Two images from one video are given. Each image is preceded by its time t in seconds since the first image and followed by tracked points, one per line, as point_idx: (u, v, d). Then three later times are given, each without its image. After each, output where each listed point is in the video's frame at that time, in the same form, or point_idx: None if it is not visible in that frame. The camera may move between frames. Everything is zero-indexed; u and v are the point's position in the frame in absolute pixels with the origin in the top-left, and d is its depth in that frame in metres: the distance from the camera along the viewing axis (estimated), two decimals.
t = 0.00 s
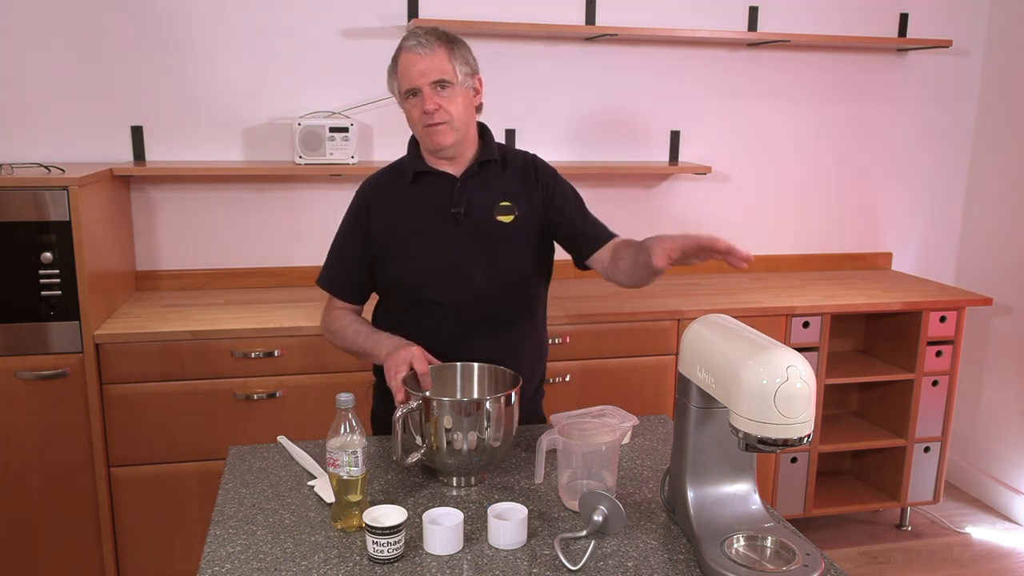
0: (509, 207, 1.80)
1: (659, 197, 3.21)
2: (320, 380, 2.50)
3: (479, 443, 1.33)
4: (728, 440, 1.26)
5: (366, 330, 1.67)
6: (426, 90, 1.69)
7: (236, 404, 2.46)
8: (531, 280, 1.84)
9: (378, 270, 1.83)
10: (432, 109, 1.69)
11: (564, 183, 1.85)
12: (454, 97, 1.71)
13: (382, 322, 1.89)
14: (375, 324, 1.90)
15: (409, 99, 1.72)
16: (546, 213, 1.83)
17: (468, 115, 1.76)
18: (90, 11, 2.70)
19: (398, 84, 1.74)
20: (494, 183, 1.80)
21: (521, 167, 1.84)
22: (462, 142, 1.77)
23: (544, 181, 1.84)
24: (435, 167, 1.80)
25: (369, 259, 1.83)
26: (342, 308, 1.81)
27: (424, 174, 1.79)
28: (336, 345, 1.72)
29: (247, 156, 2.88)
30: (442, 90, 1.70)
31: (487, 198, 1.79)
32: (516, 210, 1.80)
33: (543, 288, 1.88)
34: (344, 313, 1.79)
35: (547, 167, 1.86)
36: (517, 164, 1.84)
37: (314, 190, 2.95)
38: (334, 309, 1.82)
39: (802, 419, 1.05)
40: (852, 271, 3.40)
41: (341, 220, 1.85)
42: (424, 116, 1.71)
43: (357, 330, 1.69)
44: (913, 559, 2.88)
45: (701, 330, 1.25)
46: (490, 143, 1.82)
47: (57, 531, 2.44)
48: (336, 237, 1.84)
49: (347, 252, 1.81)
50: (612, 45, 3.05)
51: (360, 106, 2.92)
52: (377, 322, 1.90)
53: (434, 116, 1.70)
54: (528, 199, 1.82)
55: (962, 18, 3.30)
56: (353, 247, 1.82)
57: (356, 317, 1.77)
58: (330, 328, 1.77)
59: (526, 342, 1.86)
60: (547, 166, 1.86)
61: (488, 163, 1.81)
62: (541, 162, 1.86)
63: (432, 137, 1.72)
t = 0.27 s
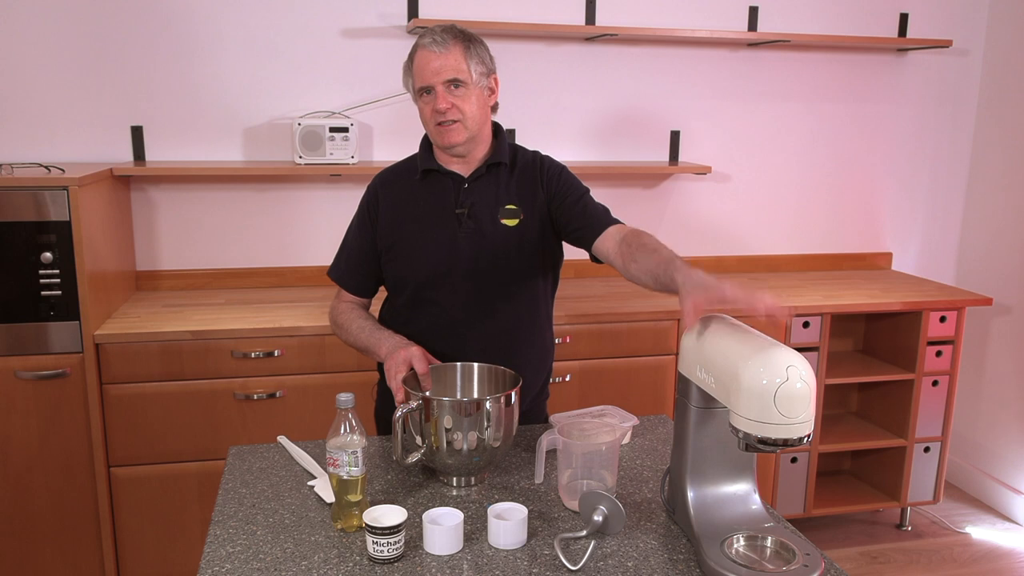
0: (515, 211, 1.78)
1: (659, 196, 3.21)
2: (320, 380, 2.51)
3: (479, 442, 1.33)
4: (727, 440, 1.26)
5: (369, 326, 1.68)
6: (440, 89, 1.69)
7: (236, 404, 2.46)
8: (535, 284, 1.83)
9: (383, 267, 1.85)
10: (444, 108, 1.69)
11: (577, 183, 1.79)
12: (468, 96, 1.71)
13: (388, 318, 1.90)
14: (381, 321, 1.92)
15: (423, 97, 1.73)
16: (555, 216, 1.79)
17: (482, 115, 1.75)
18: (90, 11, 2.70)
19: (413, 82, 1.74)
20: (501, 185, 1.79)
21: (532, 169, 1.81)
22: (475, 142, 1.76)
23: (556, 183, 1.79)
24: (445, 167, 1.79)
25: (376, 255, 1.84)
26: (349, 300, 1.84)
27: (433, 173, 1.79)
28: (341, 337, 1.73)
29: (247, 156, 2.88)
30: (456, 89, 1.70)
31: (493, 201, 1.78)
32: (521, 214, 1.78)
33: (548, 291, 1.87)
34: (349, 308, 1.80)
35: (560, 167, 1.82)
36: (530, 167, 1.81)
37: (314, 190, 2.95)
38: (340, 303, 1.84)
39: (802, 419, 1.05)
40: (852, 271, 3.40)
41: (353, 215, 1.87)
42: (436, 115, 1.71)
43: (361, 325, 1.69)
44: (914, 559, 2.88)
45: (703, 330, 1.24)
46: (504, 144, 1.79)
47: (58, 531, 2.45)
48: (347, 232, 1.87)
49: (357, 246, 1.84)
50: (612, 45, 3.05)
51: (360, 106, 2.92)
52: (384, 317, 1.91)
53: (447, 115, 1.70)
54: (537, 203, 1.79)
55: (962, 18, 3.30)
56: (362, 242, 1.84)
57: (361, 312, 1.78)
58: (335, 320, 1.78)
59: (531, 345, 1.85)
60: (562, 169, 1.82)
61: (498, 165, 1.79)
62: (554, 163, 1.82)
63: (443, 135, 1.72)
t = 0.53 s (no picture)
0: (514, 207, 1.77)
1: (659, 197, 3.22)
2: (320, 380, 2.50)
3: (479, 442, 1.33)
4: (728, 440, 1.26)
5: (372, 327, 1.68)
6: (445, 90, 1.70)
7: (236, 404, 2.46)
8: (536, 279, 1.83)
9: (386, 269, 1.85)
10: (449, 109, 1.69)
11: (576, 177, 1.79)
12: (473, 97, 1.71)
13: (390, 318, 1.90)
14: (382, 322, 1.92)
15: (428, 97, 1.73)
16: (553, 210, 1.79)
17: (486, 116, 1.75)
18: (90, 11, 2.70)
19: (418, 81, 1.74)
20: (500, 182, 1.78)
21: (529, 165, 1.81)
22: (478, 143, 1.76)
23: (553, 176, 1.79)
24: (446, 167, 1.80)
25: (378, 258, 1.85)
26: (350, 304, 1.84)
27: (435, 174, 1.79)
28: (342, 340, 1.72)
29: (248, 156, 2.88)
30: (461, 90, 1.70)
31: (493, 197, 1.77)
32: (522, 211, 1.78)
33: (548, 286, 1.87)
34: (350, 310, 1.80)
35: (556, 161, 1.82)
36: (531, 165, 1.81)
37: (313, 190, 2.95)
38: (342, 305, 1.84)
39: (802, 419, 1.05)
40: (852, 271, 3.40)
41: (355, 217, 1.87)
42: (441, 115, 1.71)
43: (363, 327, 1.69)
44: (914, 559, 2.88)
45: (696, 337, 1.23)
46: (505, 145, 1.80)
47: (58, 531, 2.45)
48: (350, 235, 1.87)
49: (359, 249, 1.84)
50: (612, 45, 3.05)
51: (360, 106, 2.92)
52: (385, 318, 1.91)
53: (451, 116, 1.71)
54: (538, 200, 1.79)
55: (962, 18, 3.30)
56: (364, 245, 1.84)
57: (362, 313, 1.78)
58: (337, 323, 1.78)
59: (532, 342, 1.85)
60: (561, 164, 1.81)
61: (500, 164, 1.79)
62: (551, 157, 1.82)
63: (447, 136, 1.72)
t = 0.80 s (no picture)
0: (508, 206, 1.78)
1: (660, 197, 3.22)
2: (320, 380, 2.50)
3: (479, 442, 1.33)
4: (728, 440, 1.26)
5: (371, 330, 1.68)
6: (444, 91, 1.69)
7: (236, 404, 2.46)
8: (533, 278, 1.83)
9: (385, 272, 1.84)
10: (447, 110, 1.69)
11: (569, 175, 1.79)
12: (471, 99, 1.71)
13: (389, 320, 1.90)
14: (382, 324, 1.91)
15: (425, 99, 1.72)
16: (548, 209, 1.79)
17: (484, 118, 1.75)
18: (90, 11, 2.70)
19: (415, 83, 1.74)
20: (495, 183, 1.79)
21: (523, 163, 1.81)
22: (475, 146, 1.76)
23: (546, 173, 1.79)
24: (441, 169, 1.80)
25: (376, 260, 1.84)
26: (349, 308, 1.83)
27: (431, 177, 1.79)
28: (342, 344, 1.73)
29: (248, 156, 2.88)
30: (459, 92, 1.70)
31: (487, 198, 1.78)
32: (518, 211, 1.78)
33: (546, 284, 1.88)
34: (350, 314, 1.80)
35: (549, 158, 1.82)
36: (525, 165, 1.81)
37: (313, 190, 2.95)
38: (341, 309, 1.84)
39: (802, 419, 1.05)
40: (852, 271, 3.40)
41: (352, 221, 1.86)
42: (438, 116, 1.70)
43: (362, 330, 1.69)
44: (913, 559, 2.88)
45: (696, 337, 1.23)
46: (499, 147, 1.80)
47: (58, 531, 2.45)
48: (346, 238, 1.86)
49: (357, 253, 1.83)
50: (613, 45, 3.05)
51: (360, 106, 2.92)
52: (384, 320, 1.91)
53: (450, 117, 1.70)
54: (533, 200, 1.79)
55: (962, 18, 3.30)
56: (361, 249, 1.83)
57: (361, 317, 1.78)
58: (336, 328, 1.78)
59: (531, 340, 1.85)
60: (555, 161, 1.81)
61: (495, 166, 1.80)
62: (544, 155, 1.83)
63: (445, 138, 1.71)
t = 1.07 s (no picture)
0: (505, 209, 1.78)
1: (660, 197, 3.22)
2: (320, 380, 2.51)
3: (479, 443, 1.33)
4: (727, 440, 1.26)
5: (368, 331, 1.68)
6: (443, 94, 1.69)
7: (236, 404, 2.46)
8: (529, 280, 1.84)
9: (381, 273, 1.83)
10: (446, 113, 1.69)
11: (566, 176, 1.80)
12: (470, 102, 1.71)
13: (384, 320, 1.89)
14: (377, 324, 1.91)
15: (423, 101, 1.72)
16: (545, 210, 1.80)
17: (482, 121, 1.75)
18: (90, 11, 2.70)
19: (413, 85, 1.73)
20: (492, 185, 1.79)
21: (519, 164, 1.82)
22: (473, 149, 1.76)
23: (543, 176, 1.80)
24: (438, 171, 1.80)
25: (371, 261, 1.83)
26: (345, 309, 1.82)
27: (428, 179, 1.78)
28: (339, 344, 1.72)
29: (248, 156, 2.88)
30: (458, 95, 1.70)
31: (484, 200, 1.78)
32: (515, 213, 1.79)
33: (542, 284, 1.88)
34: (347, 313, 1.80)
35: (546, 160, 1.82)
36: (522, 167, 1.81)
37: (313, 190, 2.95)
38: (337, 309, 1.83)
39: (802, 419, 1.05)
40: (852, 271, 3.40)
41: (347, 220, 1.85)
42: (437, 119, 1.70)
43: (360, 330, 1.69)
44: (913, 559, 2.88)
45: (696, 337, 1.23)
46: (497, 148, 1.80)
47: (57, 531, 2.45)
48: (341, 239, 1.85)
49: (352, 254, 1.82)
50: (613, 45, 3.05)
51: (360, 106, 2.92)
52: (380, 319, 1.90)
53: (448, 120, 1.70)
54: (530, 202, 1.80)
55: (962, 18, 3.30)
56: (357, 250, 1.82)
57: (358, 317, 1.78)
58: (333, 328, 1.78)
59: (528, 341, 1.86)
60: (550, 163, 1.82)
61: (492, 168, 1.80)
62: (542, 156, 1.83)
63: (443, 140, 1.71)
